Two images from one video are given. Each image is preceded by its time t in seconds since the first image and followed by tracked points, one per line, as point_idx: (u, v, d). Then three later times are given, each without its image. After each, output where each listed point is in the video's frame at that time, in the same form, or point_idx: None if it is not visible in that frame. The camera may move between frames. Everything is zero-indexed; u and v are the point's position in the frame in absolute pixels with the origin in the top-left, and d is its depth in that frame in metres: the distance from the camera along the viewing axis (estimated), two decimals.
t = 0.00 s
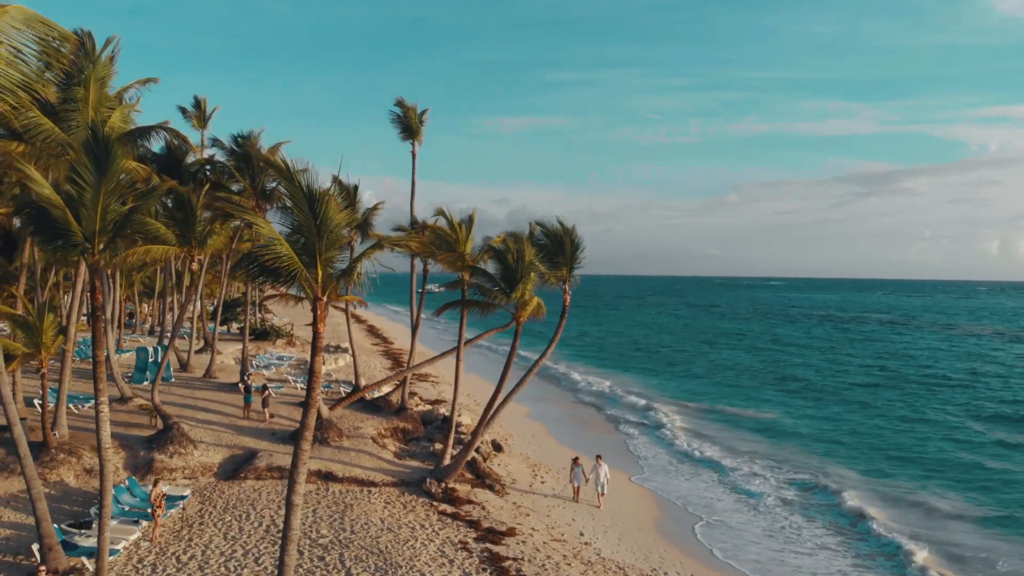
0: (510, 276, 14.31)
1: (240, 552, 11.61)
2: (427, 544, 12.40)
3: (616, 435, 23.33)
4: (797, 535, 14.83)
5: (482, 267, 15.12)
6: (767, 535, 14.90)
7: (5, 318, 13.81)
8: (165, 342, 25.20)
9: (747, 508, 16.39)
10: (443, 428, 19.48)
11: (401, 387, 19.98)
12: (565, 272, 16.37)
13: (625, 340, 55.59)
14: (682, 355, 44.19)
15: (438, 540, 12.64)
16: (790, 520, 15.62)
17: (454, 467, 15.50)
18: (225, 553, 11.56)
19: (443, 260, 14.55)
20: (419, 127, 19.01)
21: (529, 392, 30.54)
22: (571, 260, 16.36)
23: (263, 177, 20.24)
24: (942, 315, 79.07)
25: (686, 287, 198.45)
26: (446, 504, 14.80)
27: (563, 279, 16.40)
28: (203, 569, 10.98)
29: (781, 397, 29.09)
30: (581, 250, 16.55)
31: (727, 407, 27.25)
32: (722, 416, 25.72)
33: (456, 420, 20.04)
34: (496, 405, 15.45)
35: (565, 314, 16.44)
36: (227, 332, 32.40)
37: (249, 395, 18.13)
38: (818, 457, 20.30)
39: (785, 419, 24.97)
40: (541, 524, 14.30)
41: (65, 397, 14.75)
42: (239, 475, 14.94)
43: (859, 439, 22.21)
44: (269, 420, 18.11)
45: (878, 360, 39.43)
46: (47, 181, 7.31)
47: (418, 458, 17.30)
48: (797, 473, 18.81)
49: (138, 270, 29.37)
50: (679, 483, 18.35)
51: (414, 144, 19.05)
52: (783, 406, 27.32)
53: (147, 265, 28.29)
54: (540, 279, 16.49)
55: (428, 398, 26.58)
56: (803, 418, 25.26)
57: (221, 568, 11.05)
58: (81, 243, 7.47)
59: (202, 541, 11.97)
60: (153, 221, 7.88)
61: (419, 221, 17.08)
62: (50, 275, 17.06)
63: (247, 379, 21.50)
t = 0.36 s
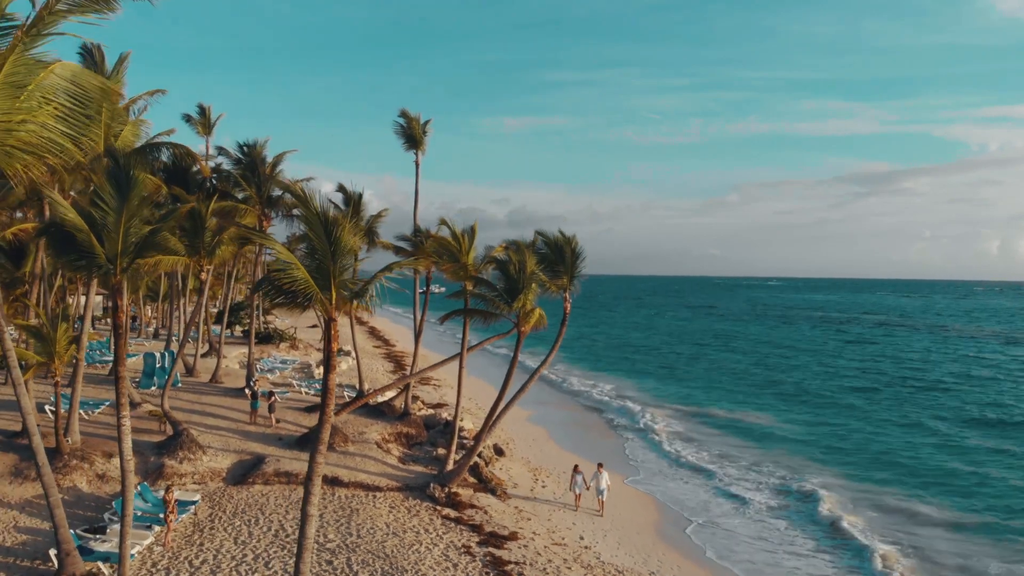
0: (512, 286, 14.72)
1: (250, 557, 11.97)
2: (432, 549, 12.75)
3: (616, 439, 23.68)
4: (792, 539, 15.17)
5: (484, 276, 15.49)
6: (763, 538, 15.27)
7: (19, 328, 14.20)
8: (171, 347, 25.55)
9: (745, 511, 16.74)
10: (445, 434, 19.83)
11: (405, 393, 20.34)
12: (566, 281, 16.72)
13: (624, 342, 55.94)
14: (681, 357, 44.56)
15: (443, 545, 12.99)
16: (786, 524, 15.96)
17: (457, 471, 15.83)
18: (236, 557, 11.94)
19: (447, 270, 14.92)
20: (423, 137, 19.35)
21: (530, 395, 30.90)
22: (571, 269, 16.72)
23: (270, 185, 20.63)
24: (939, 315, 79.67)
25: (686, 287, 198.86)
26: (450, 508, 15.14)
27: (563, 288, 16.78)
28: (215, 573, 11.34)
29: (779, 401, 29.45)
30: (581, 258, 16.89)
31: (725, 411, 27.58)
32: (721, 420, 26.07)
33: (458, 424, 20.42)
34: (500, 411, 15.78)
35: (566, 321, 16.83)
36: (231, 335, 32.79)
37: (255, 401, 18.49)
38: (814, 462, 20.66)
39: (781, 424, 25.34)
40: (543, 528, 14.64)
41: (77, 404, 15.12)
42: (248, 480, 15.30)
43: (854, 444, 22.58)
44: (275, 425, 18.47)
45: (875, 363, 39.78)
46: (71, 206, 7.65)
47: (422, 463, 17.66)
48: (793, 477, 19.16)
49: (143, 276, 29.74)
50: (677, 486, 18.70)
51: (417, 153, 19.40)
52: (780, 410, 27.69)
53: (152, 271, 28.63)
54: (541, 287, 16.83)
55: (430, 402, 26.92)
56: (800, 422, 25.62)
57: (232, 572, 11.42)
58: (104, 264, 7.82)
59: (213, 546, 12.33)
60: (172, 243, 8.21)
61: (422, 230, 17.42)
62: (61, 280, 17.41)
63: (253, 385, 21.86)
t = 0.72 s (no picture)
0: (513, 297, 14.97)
1: (258, 563, 12.25)
2: (434, 555, 13.02)
3: (615, 443, 23.98)
4: (788, 544, 15.44)
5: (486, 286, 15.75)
6: (759, 543, 15.57)
7: (30, 338, 14.44)
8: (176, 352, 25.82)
9: (742, 516, 17.02)
10: (447, 439, 20.12)
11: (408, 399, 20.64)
12: (566, 289, 16.98)
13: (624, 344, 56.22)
14: (680, 360, 44.86)
15: (445, 551, 13.26)
16: (783, 529, 16.23)
17: (459, 478, 16.11)
18: (244, 563, 12.21)
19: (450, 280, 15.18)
20: (425, 147, 19.63)
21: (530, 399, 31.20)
22: (572, 277, 16.96)
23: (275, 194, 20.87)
24: (937, 317, 80.11)
25: (686, 288, 199.16)
26: (452, 514, 15.42)
27: (564, 296, 17.04)
28: None
29: (777, 406, 29.74)
30: (582, 267, 17.12)
31: (724, 416, 27.86)
32: (719, 424, 26.36)
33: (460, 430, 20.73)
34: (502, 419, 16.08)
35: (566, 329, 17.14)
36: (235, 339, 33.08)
37: (260, 407, 18.78)
38: (811, 467, 20.95)
39: (779, 429, 25.64)
40: (543, 534, 14.92)
41: (87, 411, 15.37)
42: (254, 486, 15.58)
43: (851, 449, 22.88)
44: (280, 431, 18.76)
45: (873, 367, 40.11)
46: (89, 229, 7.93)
47: (424, 468, 17.96)
48: (790, 483, 19.44)
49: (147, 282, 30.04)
50: (676, 491, 18.99)
51: (420, 163, 19.67)
52: (778, 415, 27.98)
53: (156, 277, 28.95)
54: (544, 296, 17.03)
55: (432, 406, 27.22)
56: (797, 427, 25.92)
57: None
58: (121, 284, 8.08)
59: (221, 552, 12.61)
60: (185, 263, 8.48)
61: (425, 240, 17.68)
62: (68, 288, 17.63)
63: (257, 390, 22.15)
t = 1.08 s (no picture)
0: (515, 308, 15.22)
1: (265, 571, 12.52)
2: (437, 563, 13.28)
3: (616, 448, 24.23)
4: (785, 550, 15.71)
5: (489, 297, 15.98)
6: (757, 549, 15.82)
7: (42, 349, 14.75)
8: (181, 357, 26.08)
9: (740, 523, 17.28)
10: (449, 445, 20.39)
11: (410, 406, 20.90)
12: (567, 298, 17.23)
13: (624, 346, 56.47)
14: (680, 364, 45.10)
15: (449, 558, 13.51)
16: (780, 535, 16.48)
17: (462, 484, 16.37)
18: (252, 571, 12.48)
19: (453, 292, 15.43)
20: (428, 157, 19.88)
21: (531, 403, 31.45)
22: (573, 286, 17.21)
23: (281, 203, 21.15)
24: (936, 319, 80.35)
25: (686, 288, 199.25)
26: (455, 521, 15.67)
27: (565, 306, 17.29)
28: None
29: (776, 411, 29.97)
30: (583, 277, 17.36)
31: (723, 421, 28.10)
32: (718, 430, 26.61)
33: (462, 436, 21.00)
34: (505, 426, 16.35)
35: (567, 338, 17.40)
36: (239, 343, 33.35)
37: (265, 415, 19.04)
38: (809, 474, 21.21)
39: (777, 434, 25.88)
40: (544, 541, 15.19)
41: (97, 420, 15.67)
42: (260, 494, 15.84)
43: (848, 456, 23.13)
44: (284, 438, 19.03)
45: (871, 371, 40.34)
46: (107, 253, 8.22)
47: (427, 475, 18.22)
48: (788, 489, 19.69)
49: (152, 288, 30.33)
50: (675, 497, 19.24)
51: (423, 173, 19.94)
52: (776, 420, 28.23)
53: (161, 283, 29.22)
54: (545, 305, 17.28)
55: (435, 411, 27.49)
56: (796, 433, 26.17)
57: None
58: (137, 305, 8.43)
59: (230, 560, 12.88)
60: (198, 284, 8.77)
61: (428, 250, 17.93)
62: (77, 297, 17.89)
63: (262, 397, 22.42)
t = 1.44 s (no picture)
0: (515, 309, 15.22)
1: (265, 570, 12.53)
2: (437, 563, 13.27)
3: (616, 448, 24.22)
4: (785, 550, 15.72)
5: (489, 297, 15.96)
6: (757, 549, 15.81)
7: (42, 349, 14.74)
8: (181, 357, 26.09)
9: (740, 523, 17.29)
10: (449, 446, 20.38)
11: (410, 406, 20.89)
12: (567, 298, 17.23)
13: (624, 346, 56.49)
14: (680, 364, 45.12)
15: (449, 559, 13.50)
16: (780, 535, 16.49)
17: (462, 484, 16.35)
18: (252, 571, 12.48)
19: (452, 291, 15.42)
20: (428, 157, 19.89)
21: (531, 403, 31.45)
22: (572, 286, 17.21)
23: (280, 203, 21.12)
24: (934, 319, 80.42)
25: (686, 288, 199.39)
26: (455, 521, 15.66)
27: (565, 305, 17.30)
28: None
29: (776, 411, 29.97)
30: (583, 277, 17.37)
31: (723, 421, 28.10)
32: (718, 430, 26.62)
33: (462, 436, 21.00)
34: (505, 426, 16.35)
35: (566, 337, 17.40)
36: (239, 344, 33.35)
37: (265, 415, 19.05)
38: (809, 474, 21.21)
39: (776, 434, 25.89)
40: (544, 540, 15.19)
41: (97, 420, 15.67)
42: (260, 494, 15.84)
43: (847, 456, 23.13)
44: (284, 438, 19.03)
45: (870, 371, 40.35)
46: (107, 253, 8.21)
47: (427, 475, 18.23)
48: (787, 489, 19.69)
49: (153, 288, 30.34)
50: (675, 497, 19.24)
51: (423, 173, 19.94)
52: (776, 421, 28.22)
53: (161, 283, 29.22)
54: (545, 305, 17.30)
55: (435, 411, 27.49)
56: (795, 433, 26.18)
57: None
58: (137, 304, 8.44)
59: (230, 559, 12.89)
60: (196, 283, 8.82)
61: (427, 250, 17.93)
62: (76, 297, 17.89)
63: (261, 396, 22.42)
